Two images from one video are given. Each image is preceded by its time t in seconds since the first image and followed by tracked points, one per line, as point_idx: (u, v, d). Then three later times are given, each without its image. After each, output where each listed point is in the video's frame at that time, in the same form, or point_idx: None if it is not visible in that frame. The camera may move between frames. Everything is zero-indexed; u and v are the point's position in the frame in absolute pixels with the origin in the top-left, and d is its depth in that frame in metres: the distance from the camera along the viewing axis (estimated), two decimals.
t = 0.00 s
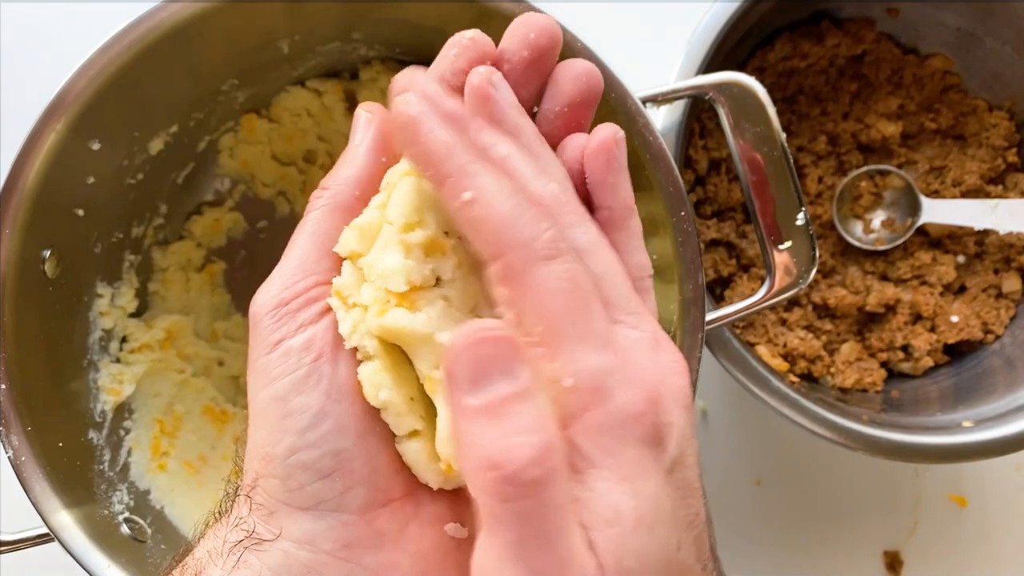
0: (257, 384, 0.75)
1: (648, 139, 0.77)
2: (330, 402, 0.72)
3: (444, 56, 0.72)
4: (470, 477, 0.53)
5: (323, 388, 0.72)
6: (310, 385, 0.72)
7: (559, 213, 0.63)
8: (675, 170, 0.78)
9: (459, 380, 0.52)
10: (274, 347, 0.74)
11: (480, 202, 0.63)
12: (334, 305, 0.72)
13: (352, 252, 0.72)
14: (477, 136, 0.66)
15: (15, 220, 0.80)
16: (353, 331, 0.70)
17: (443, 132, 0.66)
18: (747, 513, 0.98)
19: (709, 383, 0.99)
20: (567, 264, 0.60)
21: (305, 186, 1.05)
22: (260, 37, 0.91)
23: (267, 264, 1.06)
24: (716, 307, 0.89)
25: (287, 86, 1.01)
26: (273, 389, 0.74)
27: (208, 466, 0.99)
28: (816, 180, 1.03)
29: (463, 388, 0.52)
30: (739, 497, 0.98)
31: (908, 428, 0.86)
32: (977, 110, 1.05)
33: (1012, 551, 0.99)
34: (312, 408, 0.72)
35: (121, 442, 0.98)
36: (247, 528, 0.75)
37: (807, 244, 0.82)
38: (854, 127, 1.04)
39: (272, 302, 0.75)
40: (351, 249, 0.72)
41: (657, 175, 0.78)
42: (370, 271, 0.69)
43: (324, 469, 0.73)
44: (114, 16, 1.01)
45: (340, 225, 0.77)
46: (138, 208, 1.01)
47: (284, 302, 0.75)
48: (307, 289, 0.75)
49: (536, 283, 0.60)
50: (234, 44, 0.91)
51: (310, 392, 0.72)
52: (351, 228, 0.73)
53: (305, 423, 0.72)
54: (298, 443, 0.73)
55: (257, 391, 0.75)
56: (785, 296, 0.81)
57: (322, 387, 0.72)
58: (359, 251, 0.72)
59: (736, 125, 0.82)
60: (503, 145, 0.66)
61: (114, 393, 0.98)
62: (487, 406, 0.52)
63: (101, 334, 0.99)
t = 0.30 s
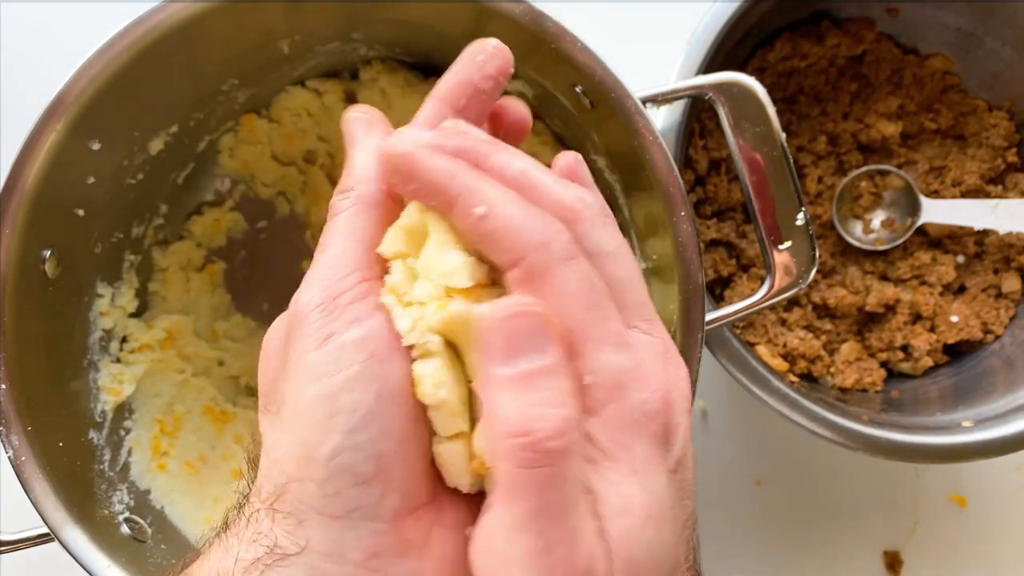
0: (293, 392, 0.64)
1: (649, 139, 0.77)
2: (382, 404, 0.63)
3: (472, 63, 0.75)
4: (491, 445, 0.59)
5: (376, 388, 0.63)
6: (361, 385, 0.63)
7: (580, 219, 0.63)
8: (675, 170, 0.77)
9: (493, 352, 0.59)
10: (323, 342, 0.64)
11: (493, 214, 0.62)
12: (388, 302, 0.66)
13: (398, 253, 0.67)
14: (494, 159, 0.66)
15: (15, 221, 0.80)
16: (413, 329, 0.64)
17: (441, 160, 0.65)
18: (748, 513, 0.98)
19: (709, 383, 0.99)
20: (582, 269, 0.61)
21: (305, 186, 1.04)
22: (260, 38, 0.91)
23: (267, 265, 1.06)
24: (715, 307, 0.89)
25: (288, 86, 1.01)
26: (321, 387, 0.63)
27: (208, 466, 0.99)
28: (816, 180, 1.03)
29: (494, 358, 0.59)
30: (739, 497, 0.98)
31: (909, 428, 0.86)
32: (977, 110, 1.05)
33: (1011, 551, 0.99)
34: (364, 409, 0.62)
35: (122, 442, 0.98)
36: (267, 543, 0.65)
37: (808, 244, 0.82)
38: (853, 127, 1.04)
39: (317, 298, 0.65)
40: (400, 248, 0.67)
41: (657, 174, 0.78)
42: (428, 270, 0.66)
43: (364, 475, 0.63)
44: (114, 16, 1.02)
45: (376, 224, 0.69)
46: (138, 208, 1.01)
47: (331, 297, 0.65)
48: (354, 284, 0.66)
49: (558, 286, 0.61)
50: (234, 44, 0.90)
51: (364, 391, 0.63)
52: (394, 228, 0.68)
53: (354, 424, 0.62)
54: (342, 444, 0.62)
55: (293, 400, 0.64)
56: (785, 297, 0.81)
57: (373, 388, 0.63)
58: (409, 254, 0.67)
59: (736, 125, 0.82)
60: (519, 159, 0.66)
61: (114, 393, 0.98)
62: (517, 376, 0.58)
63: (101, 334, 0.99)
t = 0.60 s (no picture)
0: (273, 455, 0.64)
1: (649, 139, 0.77)
2: (373, 449, 0.65)
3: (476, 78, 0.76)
4: (503, 442, 0.60)
5: (365, 437, 0.65)
6: (348, 434, 0.64)
7: (587, 208, 0.66)
8: (675, 170, 0.78)
9: (509, 349, 0.60)
10: (308, 398, 0.64)
11: (508, 194, 0.62)
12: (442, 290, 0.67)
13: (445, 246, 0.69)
14: (510, 133, 0.67)
15: (15, 220, 0.80)
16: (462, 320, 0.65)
17: (471, 124, 0.63)
18: (747, 513, 0.98)
19: (709, 382, 0.99)
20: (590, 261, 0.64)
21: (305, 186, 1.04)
22: (259, 37, 0.91)
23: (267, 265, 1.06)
24: (715, 307, 0.89)
25: (288, 86, 1.01)
26: (312, 444, 0.63)
27: (208, 466, 0.99)
28: (816, 180, 1.03)
29: (519, 339, 0.59)
30: (739, 496, 0.98)
31: (910, 428, 0.86)
32: (977, 109, 1.05)
33: (1011, 551, 0.99)
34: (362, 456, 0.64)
35: (122, 442, 0.98)
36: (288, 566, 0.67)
37: (808, 244, 0.82)
38: (853, 127, 1.04)
39: (268, 344, 0.64)
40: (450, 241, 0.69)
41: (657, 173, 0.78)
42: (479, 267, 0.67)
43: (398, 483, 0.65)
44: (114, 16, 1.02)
45: (309, 249, 0.66)
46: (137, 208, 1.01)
47: (287, 340, 0.65)
48: (312, 325, 0.66)
49: (564, 278, 0.62)
50: (234, 43, 0.90)
51: (349, 440, 0.64)
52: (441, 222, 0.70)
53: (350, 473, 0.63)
54: (343, 497, 0.63)
55: (275, 461, 0.64)
56: (785, 297, 0.81)
57: (361, 432, 0.65)
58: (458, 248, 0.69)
59: (736, 126, 0.82)
60: (536, 142, 0.68)
61: (114, 393, 0.98)
62: (532, 374, 0.59)
63: (101, 334, 0.99)
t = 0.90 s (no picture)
0: (294, 425, 0.66)
1: (649, 139, 0.77)
2: (389, 437, 0.65)
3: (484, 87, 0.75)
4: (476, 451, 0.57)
5: (384, 421, 0.65)
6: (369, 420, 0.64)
7: (543, 198, 0.65)
8: (675, 170, 0.77)
9: (479, 362, 0.54)
10: (328, 377, 0.65)
11: (472, 178, 0.63)
12: (390, 287, 0.68)
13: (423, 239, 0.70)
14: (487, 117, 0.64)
15: (15, 220, 0.80)
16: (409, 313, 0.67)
17: (459, 105, 0.64)
18: (747, 512, 0.98)
19: (708, 382, 0.99)
20: (539, 250, 0.63)
21: (305, 186, 1.04)
22: (259, 37, 0.91)
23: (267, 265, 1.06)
24: (715, 307, 0.89)
25: (288, 86, 1.01)
26: (329, 424, 0.64)
27: (208, 466, 0.99)
28: (816, 180, 1.03)
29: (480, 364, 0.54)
30: (739, 496, 0.98)
31: (911, 428, 0.86)
32: (977, 110, 1.05)
33: (1011, 551, 0.99)
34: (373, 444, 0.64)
35: (122, 442, 0.98)
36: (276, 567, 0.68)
37: (808, 244, 0.82)
38: (853, 127, 1.04)
39: (321, 327, 0.65)
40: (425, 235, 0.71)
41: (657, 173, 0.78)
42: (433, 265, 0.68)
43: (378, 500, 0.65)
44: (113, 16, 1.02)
45: (385, 251, 0.69)
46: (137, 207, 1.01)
47: (338, 328, 0.66)
48: (360, 315, 0.66)
49: (513, 265, 0.62)
50: (234, 43, 0.90)
51: (371, 425, 0.65)
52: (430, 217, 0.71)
53: (362, 459, 0.64)
54: (351, 481, 0.64)
55: (295, 432, 0.66)
56: (785, 297, 0.81)
57: (380, 421, 0.65)
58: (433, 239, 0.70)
59: (736, 126, 0.82)
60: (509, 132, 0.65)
61: (114, 393, 0.98)
62: (504, 388, 0.55)
63: (101, 334, 0.99)
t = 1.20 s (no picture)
0: (235, 388, 0.77)
1: (649, 139, 0.77)
2: (313, 400, 0.75)
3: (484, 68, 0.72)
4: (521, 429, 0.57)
5: (304, 386, 0.75)
6: (291, 382, 0.75)
7: (593, 175, 0.67)
8: (675, 171, 0.78)
9: (518, 345, 0.56)
10: (254, 343, 0.76)
11: (523, 156, 0.63)
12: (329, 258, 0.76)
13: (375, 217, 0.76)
14: (540, 80, 0.66)
15: (15, 220, 0.80)
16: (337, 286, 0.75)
17: (505, 75, 0.64)
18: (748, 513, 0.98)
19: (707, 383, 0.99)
20: (594, 235, 0.64)
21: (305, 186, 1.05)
22: (259, 37, 0.91)
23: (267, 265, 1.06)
24: (715, 307, 0.89)
25: (288, 86, 1.01)
26: (254, 387, 0.75)
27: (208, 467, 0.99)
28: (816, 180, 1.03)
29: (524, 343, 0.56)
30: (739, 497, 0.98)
31: (911, 428, 0.86)
32: (977, 110, 1.05)
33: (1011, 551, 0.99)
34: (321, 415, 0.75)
35: (122, 442, 0.98)
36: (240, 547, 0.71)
37: (808, 244, 0.82)
38: (853, 127, 1.04)
39: (245, 299, 0.78)
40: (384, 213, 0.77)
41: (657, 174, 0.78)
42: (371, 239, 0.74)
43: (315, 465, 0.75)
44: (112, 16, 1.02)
45: (310, 234, 0.78)
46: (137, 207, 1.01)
47: (256, 299, 0.77)
48: (278, 288, 0.77)
49: (570, 248, 0.63)
50: (235, 43, 0.91)
51: (294, 387, 0.75)
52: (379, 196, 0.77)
53: (288, 420, 0.74)
54: (280, 439, 0.74)
55: (241, 387, 0.76)
56: (785, 297, 0.81)
57: (303, 383, 0.75)
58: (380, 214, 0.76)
59: (736, 126, 0.82)
60: (561, 96, 0.67)
61: (114, 393, 0.98)
62: (544, 370, 0.56)
63: (101, 334, 0.99)
